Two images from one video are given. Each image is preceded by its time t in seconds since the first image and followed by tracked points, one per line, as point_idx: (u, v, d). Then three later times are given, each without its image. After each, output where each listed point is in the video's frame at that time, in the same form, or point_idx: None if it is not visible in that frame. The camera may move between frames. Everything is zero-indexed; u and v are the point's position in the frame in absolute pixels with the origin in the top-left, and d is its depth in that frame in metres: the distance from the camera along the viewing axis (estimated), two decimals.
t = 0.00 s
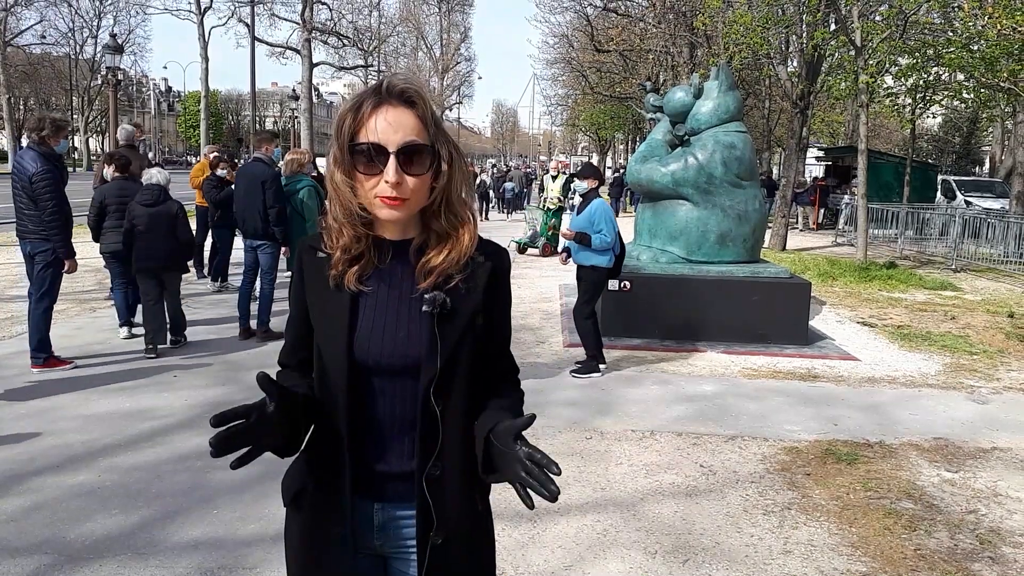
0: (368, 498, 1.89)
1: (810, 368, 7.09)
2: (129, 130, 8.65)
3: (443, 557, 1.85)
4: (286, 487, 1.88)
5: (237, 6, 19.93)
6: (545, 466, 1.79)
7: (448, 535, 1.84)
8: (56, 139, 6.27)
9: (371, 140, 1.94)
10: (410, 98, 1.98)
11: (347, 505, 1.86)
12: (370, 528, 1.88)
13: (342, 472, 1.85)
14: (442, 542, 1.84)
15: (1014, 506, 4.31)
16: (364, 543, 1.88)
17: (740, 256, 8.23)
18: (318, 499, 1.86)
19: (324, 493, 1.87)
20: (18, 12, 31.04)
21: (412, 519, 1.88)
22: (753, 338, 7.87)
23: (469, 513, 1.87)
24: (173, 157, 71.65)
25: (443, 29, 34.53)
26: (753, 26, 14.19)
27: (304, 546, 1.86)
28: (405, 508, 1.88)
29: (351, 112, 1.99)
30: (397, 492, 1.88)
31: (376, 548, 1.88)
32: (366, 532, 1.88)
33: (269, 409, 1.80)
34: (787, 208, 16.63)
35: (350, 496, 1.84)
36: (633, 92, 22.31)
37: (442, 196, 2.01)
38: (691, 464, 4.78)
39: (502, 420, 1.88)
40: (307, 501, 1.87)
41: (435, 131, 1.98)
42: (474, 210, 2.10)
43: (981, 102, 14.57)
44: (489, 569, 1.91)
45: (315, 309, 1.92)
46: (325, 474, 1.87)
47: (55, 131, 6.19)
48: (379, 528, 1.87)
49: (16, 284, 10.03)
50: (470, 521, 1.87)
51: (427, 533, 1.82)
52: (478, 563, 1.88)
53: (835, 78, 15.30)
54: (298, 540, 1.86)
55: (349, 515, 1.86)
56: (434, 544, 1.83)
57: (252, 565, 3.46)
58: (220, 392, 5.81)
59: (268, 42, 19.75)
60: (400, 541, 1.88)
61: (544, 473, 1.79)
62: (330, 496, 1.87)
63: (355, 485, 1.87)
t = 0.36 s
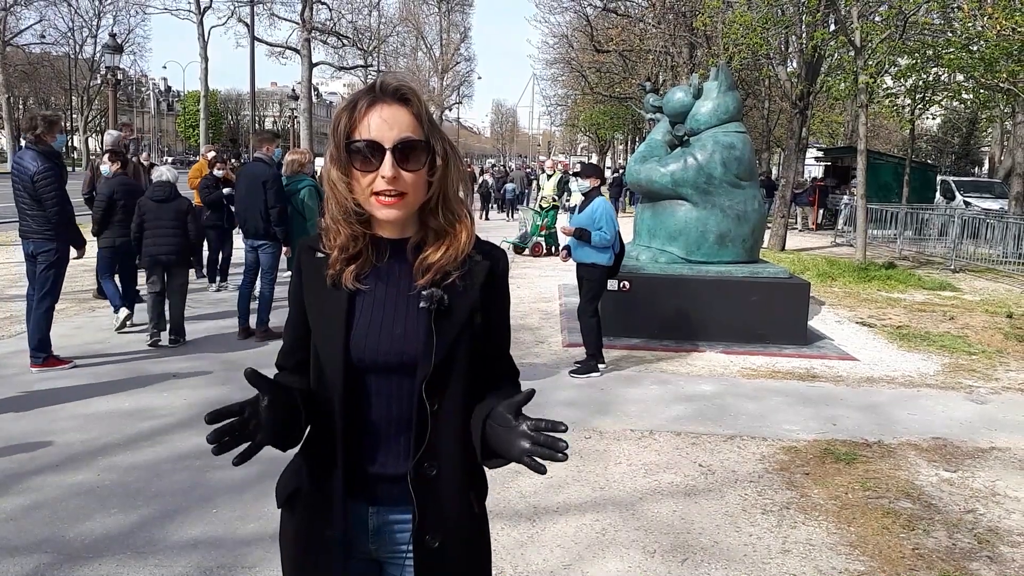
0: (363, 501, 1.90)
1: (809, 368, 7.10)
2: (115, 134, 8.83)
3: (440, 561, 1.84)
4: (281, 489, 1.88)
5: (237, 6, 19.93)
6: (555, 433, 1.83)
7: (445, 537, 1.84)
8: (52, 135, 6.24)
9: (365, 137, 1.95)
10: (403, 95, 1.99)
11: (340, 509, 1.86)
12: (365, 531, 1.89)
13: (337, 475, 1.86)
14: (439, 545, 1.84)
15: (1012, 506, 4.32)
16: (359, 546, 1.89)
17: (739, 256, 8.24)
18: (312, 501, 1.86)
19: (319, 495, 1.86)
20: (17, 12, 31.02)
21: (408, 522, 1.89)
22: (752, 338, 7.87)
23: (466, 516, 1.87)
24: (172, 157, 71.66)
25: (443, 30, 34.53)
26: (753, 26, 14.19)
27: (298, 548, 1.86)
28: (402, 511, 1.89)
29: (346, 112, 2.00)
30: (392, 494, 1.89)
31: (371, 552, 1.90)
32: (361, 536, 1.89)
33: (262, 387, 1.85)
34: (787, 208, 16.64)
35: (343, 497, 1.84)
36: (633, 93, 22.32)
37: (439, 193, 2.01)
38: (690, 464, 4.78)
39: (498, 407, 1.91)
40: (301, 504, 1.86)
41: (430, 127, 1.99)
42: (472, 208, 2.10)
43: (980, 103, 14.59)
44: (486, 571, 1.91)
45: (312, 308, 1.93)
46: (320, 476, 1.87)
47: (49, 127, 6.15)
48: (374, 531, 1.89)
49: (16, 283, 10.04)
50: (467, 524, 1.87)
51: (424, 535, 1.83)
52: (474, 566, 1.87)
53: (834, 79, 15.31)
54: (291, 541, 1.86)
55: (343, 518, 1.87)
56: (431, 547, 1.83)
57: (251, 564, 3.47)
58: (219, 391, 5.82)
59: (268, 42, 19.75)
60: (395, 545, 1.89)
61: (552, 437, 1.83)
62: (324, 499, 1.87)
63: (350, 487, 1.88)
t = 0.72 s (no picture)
0: (366, 500, 1.90)
1: (809, 367, 7.10)
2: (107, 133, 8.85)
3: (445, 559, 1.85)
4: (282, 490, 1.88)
5: (237, 6, 19.91)
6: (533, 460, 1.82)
7: (450, 536, 1.85)
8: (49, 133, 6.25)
9: (365, 134, 1.94)
10: (404, 92, 2.00)
11: (343, 508, 1.87)
12: (367, 532, 1.89)
13: (342, 474, 1.87)
14: (444, 542, 1.85)
15: (1013, 505, 4.31)
16: (362, 543, 1.89)
17: (739, 255, 8.24)
18: (314, 502, 1.86)
19: (322, 495, 1.86)
20: (17, 12, 31.00)
21: (412, 520, 1.89)
22: (753, 337, 7.87)
23: (472, 515, 1.88)
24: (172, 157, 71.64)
25: (443, 29, 34.48)
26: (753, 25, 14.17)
27: (299, 547, 1.85)
28: (406, 510, 1.89)
29: (340, 111, 2.01)
30: (396, 492, 1.90)
31: (374, 550, 1.90)
32: (364, 534, 1.89)
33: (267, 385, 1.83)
34: (787, 208, 16.63)
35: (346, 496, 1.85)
36: (633, 92, 22.30)
37: (440, 192, 2.02)
38: (690, 463, 4.78)
39: (514, 415, 1.93)
40: (303, 504, 1.86)
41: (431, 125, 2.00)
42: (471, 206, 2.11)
43: (981, 102, 14.58)
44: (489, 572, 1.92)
45: (314, 307, 1.92)
46: (323, 475, 1.87)
47: (46, 125, 6.16)
48: (378, 529, 1.89)
49: (16, 283, 10.03)
50: (473, 523, 1.88)
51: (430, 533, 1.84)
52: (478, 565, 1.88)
53: (835, 78, 15.30)
54: (293, 539, 1.86)
55: (346, 517, 1.87)
56: (436, 543, 1.84)
57: (251, 564, 3.47)
58: (220, 391, 5.82)
59: (268, 41, 19.73)
60: (398, 542, 1.90)
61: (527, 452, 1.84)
62: (327, 497, 1.87)
63: (354, 485, 1.88)
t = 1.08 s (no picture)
0: (369, 496, 1.97)
1: (809, 366, 7.17)
2: (115, 134, 8.93)
3: (445, 545, 1.92)
4: (289, 487, 1.98)
5: (239, 7, 19.97)
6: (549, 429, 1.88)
7: (447, 523, 1.92)
8: (53, 133, 6.33)
9: (366, 138, 2.01)
10: (409, 99, 2.07)
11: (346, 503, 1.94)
12: (373, 525, 1.97)
13: (344, 471, 1.95)
14: (441, 530, 1.92)
15: (1010, 502, 4.38)
16: (368, 536, 1.97)
17: (739, 255, 8.30)
18: (320, 498, 1.95)
19: (325, 492, 1.95)
20: (20, 13, 31.08)
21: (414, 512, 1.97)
22: (753, 337, 7.94)
23: (470, 505, 1.94)
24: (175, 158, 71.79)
25: (445, 30, 34.48)
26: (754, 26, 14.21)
27: (307, 545, 1.95)
28: (408, 502, 1.96)
29: (350, 111, 2.06)
30: (398, 488, 1.97)
31: (381, 543, 1.98)
32: (370, 527, 1.97)
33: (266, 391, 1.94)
34: (787, 208, 16.69)
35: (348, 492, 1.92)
36: (634, 92, 22.35)
37: (436, 194, 2.08)
38: (690, 461, 4.85)
39: (529, 407, 1.95)
40: (309, 500, 1.95)
41: (429, 130, 2.07)
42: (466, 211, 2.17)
43: (981, 102, 14.62)
44: (488, 560, 1.98)
45: (313, 307, 2.00)
46: (326, 471, 1.96)
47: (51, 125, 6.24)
48: (384, 522, 1.96)
49: (21, 283, 10.12)
50: (471, 515, 1.94)
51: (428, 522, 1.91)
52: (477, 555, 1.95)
53: (835, 78, 15.35)
54: (301, 534, 1.95)
55: (350, 512, 1.95)
56: (435, 532, 1.92)
57: (259, 559, 3.54)
58: (227, 390, 5.90)
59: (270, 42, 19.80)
60: (404, 535, 1.97)
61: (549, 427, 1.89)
62: (332, 492, 1.95)
63: (355, 480, 1.96)
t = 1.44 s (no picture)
0: (369, 500, 1.91)
1: (810, 367, 7.11)
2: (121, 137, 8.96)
3: (446, 553, 1.87)
4: (287, 491, 1.92)
5: (238, 7, 19.93)
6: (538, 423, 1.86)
7: (451, 530, 1.87)
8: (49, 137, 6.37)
9: (357, 143, 1.96)
10: (398, 99, 2.02)
11: (344, 507, 1.88)
12: (373, 531, 1.91)
13: (341, 471, 1.89)
14: (443, 536, 1.87)
15: (1014, 504, 4.33)
16: (368, 543, 1.91)
17: (740, 255, 8.26)
18: (317, 502, 1.89)
19: (322, 496, 1.89)
20: (19, 13, 31.04)
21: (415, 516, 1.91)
22: (755, 337, 7.88)
23: (471, 513, 1.89)
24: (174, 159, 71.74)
25: (445, 30, 34.42)
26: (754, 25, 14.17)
27: (307, 548, 1.89)
28: (408, 507, 1.91)
29: (339, 114, 2.00)
30: (397, 492, 1.91)
31: (380, 549, 1.92)
32: (370, 532, 1.91)
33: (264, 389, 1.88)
34: (788, 208, 16.64)
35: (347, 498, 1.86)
36: (634, 92, 22.31)
37: (432, 195, 2.03)
38: (691, 463, 4.79)
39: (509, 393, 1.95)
40: (307, 504, 1.90)
41: (422, 130, 2.01)
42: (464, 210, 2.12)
43: (982, 101, 14.58)
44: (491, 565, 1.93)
45: (310, 312, 1.95)
46: (323, 473, 1.90)
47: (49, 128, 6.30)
48: (384, 528, 1.90)
49: (18, 285, 10.06)
50: (472, 522, 1.89)
51: (430, 528, 1.85)
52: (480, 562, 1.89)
53: (835, 78, 15.30)
54: (301, 538, 1.89)
55: (347, 516, 1.88)
56: (436, 538, 1.86)
57: (254, 563, 3.49)
58: (223, 392, 5.84)
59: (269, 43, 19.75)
60: (404, 540, 1.92)
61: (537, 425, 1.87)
62: (330, 496, 1.89)
63: (354, 484, 1.90)
